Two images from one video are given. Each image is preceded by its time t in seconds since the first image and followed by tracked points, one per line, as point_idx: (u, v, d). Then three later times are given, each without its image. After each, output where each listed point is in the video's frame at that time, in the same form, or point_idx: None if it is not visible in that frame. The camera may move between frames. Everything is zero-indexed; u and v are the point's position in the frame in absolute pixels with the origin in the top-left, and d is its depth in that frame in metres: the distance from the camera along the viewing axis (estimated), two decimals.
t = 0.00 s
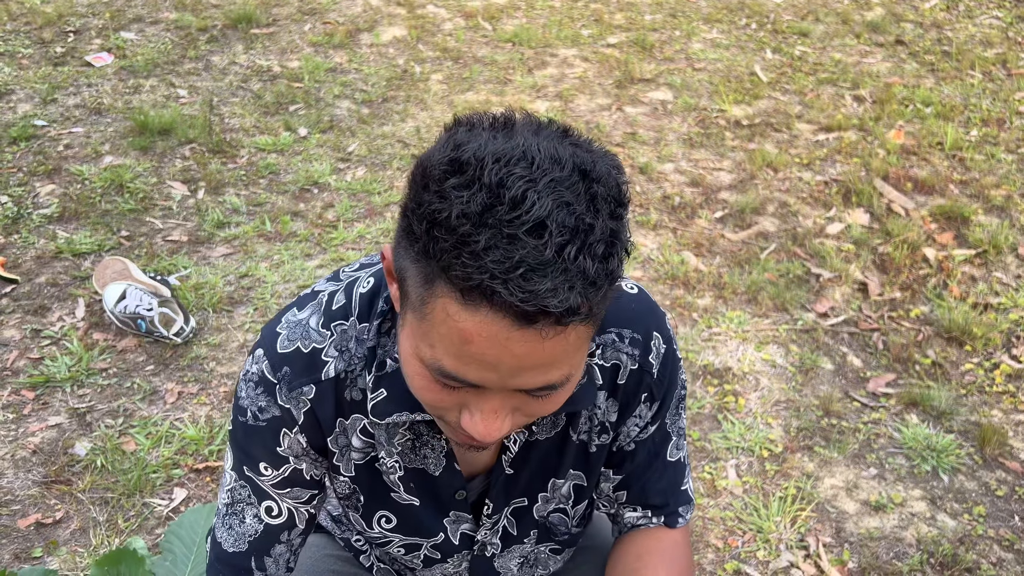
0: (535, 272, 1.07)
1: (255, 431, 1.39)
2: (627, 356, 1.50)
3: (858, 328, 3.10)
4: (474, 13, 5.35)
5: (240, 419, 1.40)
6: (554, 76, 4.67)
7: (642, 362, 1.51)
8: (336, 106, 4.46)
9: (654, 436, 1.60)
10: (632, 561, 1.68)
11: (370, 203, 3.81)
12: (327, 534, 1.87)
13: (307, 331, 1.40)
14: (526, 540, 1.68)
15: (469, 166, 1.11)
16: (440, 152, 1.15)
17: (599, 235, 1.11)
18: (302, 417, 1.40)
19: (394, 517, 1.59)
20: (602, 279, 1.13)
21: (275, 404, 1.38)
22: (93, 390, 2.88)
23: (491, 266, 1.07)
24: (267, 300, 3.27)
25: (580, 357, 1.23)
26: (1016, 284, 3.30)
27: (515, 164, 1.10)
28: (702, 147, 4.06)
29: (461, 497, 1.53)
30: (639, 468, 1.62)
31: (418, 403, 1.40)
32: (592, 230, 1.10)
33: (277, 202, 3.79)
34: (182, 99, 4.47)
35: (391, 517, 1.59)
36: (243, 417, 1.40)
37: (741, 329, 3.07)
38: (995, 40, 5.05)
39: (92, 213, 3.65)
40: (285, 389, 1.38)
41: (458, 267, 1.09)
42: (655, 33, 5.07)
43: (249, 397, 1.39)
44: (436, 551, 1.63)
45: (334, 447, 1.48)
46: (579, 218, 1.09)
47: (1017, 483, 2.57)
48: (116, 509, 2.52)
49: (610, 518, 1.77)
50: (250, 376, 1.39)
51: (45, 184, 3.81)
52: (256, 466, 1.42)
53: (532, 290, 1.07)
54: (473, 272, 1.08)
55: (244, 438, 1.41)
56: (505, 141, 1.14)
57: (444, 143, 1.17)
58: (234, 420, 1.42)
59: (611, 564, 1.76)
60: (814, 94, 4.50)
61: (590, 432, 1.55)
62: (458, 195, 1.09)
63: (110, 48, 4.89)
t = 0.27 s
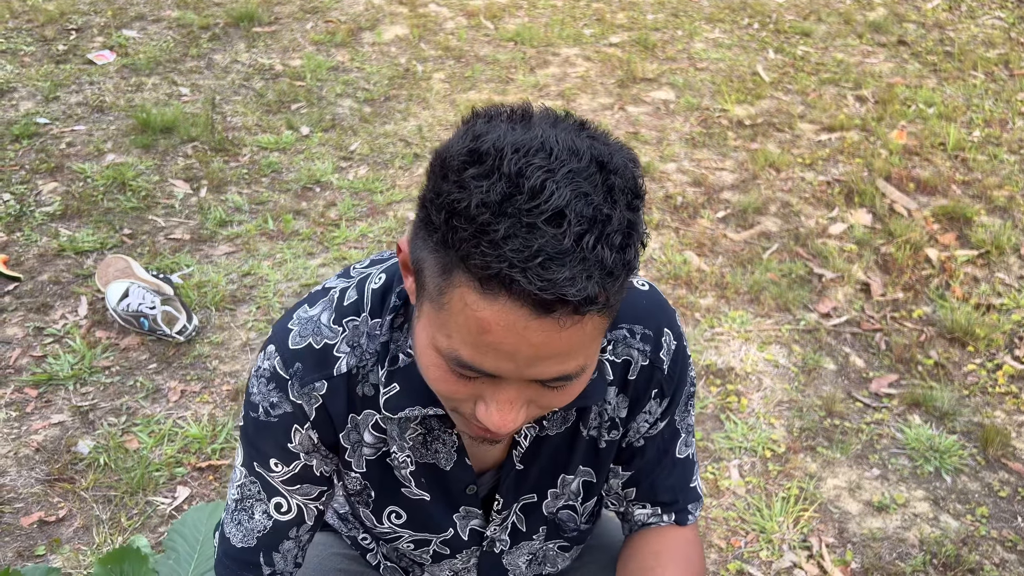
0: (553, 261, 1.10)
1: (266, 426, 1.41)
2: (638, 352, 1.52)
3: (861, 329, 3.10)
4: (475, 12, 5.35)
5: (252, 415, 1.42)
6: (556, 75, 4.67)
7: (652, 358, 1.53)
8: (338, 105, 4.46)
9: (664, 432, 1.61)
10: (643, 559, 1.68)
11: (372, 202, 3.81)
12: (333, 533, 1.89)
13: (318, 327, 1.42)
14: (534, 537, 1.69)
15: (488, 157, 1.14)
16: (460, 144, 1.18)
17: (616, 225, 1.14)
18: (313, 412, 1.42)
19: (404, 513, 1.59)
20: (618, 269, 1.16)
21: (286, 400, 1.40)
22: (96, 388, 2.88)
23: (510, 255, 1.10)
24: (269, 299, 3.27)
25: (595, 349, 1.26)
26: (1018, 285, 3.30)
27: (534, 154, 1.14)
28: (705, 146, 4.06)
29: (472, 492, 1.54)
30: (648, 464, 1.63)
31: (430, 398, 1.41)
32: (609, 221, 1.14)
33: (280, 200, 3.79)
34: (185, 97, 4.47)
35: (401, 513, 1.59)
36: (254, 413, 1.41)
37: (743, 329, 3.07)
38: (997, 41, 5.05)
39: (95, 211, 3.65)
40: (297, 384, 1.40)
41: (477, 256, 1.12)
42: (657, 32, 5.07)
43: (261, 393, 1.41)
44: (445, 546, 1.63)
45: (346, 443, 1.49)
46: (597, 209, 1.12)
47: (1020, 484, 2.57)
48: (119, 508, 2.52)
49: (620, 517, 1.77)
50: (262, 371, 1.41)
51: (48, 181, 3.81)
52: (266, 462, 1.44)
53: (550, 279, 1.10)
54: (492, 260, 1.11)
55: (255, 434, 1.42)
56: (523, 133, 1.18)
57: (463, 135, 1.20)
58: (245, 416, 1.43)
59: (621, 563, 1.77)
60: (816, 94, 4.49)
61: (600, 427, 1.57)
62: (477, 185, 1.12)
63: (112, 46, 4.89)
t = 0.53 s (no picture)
0: (564, 243, 1.11)
1: (274, 422, 1.41)
2: (647, 348, 1.52)
3: (864, 329, 3.10)
4: (477, 11, 5.34)
5: (260, 410, 1.41)
6: (559, 74, 4.66)
7: (662, 355, 1.53)
8: (339, 104, 4.45)
9: (672, 430, 1.61)
10: (650, 559, 1.68)
11: (374, 201, 3.80)
12: (337, 531, 1.88)
13: (326, 322, 1.43)
14: (541, 534, 1.68)
15: (499, 141, 1.15)
16: (471, 129, 1.19)
17: (627, 209, 1.15)
18: (321, 407, 1.43)
19: (410, 508, 1.59)
20: (629, 254, 1.17)
21: (294, 395, 1.40)
22: (97, 386, 2.87)
23: (522, 238, 1.11)
24: (271, 297, 3.27)
25: (605, 337, 1.25)
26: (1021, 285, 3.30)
27: (545, 138, 1.15)
28: (707, 146, 4.06)
29: (478, 488, 1.54)
30: (656, 462, 1.63)
31: (438, 392, 1.42)
32: (620, 205, 1.15)
33: (281, 199, 3.78)
34: (186, 96, 4.46)
35: (408, 508, 1.59)
36: (262, 408, 1.41)
37: (746, 329, 3.07)
38: (999, 41, 5.04)
39: (96, 209, 3.64)
40: (306, 379, 1.40)
41: (488, 239, 1.13)
42: (659, 32, 5.07)
43: (269, 387, 1.41)
44: (451, 543, 1.63)
45: (354, 438, 1.50)
46: (608, 192, 1.13)
47: None
48: (121, 506, 2.51)
49: (626, 516, 1.76)
50: (270, 366, 1.41)
51: (49, 179, 3.81)
52: (274, 457, 1.43)
53: (561, 261, 1.11)
54: (502, 243, 1.12)
55: (262, 429, 1.42)
56: (534, 118, 1.19)
57: (474, 121, 1.21)
58: (252, 411, 1.43)
59: (628, 563, 1.76)
60: (818, 94, 4.49)
61: (608, 424, 1.57)
62: (488, 168, 1.13)
63: (113, 44, 4.89)
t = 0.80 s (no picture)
0: (568, 223, 1.11)
1: (276, 427, 1.41)
2: (652, 349, 1.52)
3: (865, 331, 3.09)
4: (479, 12, 5.33)
5: (262, 416, 1.42)
6: (560, 75, 4.65)
7: (666, 356, 1.52)
8: (340, 104, 4.45)
9: (674, 432, 1.61)
10: (652, 562, 1.67)
11: (375, 201, 3.79)
12: (337, 535, 1.88)
13: (328, 326, 1.42)
14: (543, 536, 1.67)
15: (494, 128, 1.15)
16: (463, 121, 1.19)
17: (627, 186, 1.15)
18: (324, 412, 1.42)
19: (413, 512, 1.58)
20: (632, 231, 1.17)
21: (296, 400, 1.40)
22: (97, 387, 2.86)
23: (525, 220, 1.10)
24: (271, 298, 3.26)
25: (614, 321, 1.25)
26: None
27: (540, 121, 1.15)
28: (709, 147, 4.05)
29: (482, 488, 1.53)
30: (659, 464, 1.62)
31: (442, 395, 1.41)
32: (620, 182, 1.14)
33: (282, 200, 3.77)
34: (187, 96, 4.45)
35: (410, 512, 1.58)
36: (264, 414, 1.41)
37: (747, 331, 3.06)
38: (1001, 43, 5.04)
39: (96, 209, 3.63)
40: (308, 384, 1.40)
41: (490, 225, 1.12)
42: (661, 33, 5.06)
43: (271, 393, 1.41)
44: (454, 545, 1.62)
45: (358, 443, 1.49)
46: (607, 170, 1.13)
47: None
48: (120, 508, 2.50)
49: (628, 520, 1.76)
50: (273, 371, 1.41)
51: (49, 179, 3.80)
52: (276, 463, 1.43)
53: (566, 240, 1.10)
54: (506, 228, 1.11)
55: (264, 435, 1.42)
56: (527, 104, 1.19)
57: (467, 113, 1.21)
58: (255, 417, 1.43)
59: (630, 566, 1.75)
60: (820, 96, 4.48)
61: (611, 426, 1.56)
62: (485, 154, 1.13)
63: (114, 44, 4.88)
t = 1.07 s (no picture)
0: (567, 225, 1.11)
1: (272, 424, 1.41)
2: (647, 353, 1.52)
3: (865, 335, 3.08)
4: (480, 13, 5.34)
5: (258, 413, 1.42)
6: (561, 77, 4.65)
7: (661, 360, 1.52)
8: (341, 106, 4.45)
9: (670, 436, 1.60)
10: (648, 565, 1.66)
11: (375, 203, 3.80)
12: (334, 537, 1.87)
13: (325, 326, 1.42)
14: (538, 537, 1.67)
15: (498, 129, 1.15)
16: (467, 120, 1.20)
17: (627, 190, 1.15)
18: (320, 410, 1.42)
19: (408, 511, 1.58)
20: (631, 234, 1.17)
21: (293, 397, 1.40)
22: (96, 388, 2.87)
23: (525, 221, 1.11)
24: (271, 300, 3.26)
25: (611, 325, 1.25)
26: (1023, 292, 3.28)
27: (542, 124, 1.15)
28: (709, 150, 4.05)
29: (477, 489, 1.53)
30: (655, 468, 1.62)
31: (438, 394, 1.42)
32: (620, 186, 1.15)
33: (282, 201, 3.78)
34: (188, 97, 4.46)
35: (406, 511, 1.58)
36: (260, 410, 1.41)
37: (746, 334, 3.06)
38: (1003, 46, 5.03)
39: (97, 210, 3.64)
40: (305, 381, 1.40)
41: (490, 225, 1.12)
42: (662, 35, 5.06)
43: (267, 390, 1.41)
44: (449, 545, 1.62)
45: (354, 442, 1.49)
46: (607, 174, 1.14)
47: None
48: (118, 510, 2.50)
49: (626, 524, 1.75)
50: (269, 369, 1.41)
51: (50, 180, 3.80)
52: (274, 458, 1.43)
53: (564, 242, 1.11)
54: (506, 228, 1.11)
55: (261, 431, 1.42)
56: (531, 106, 1.19)
57: (471, 113, 1.21)
58: (251, 414, 1.43)
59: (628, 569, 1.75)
60: (821, 99, 4.48)
61: (606, 429, 1.56)
62: (488, 154, 1.13)
63: (116, 45, 4.89)
